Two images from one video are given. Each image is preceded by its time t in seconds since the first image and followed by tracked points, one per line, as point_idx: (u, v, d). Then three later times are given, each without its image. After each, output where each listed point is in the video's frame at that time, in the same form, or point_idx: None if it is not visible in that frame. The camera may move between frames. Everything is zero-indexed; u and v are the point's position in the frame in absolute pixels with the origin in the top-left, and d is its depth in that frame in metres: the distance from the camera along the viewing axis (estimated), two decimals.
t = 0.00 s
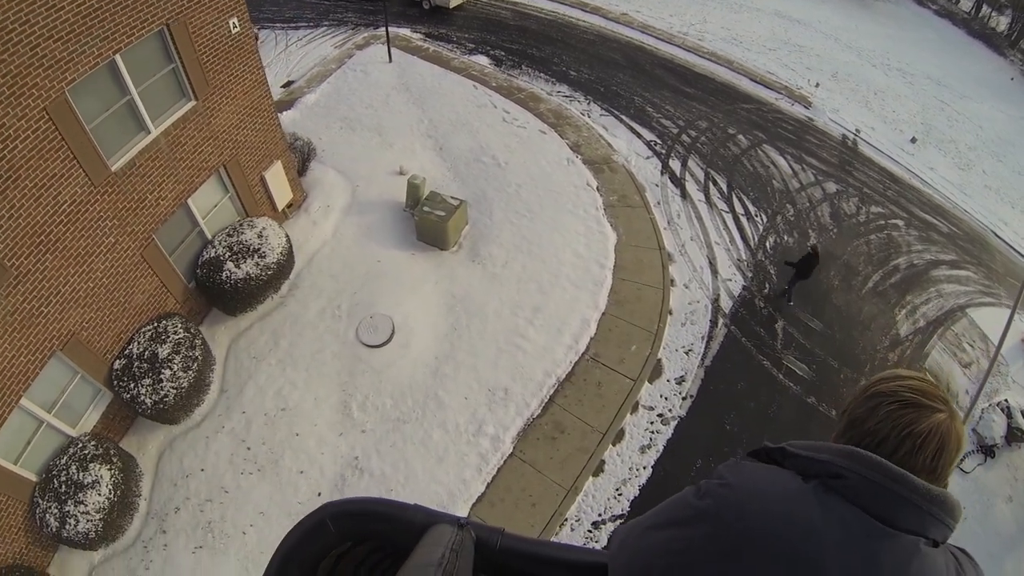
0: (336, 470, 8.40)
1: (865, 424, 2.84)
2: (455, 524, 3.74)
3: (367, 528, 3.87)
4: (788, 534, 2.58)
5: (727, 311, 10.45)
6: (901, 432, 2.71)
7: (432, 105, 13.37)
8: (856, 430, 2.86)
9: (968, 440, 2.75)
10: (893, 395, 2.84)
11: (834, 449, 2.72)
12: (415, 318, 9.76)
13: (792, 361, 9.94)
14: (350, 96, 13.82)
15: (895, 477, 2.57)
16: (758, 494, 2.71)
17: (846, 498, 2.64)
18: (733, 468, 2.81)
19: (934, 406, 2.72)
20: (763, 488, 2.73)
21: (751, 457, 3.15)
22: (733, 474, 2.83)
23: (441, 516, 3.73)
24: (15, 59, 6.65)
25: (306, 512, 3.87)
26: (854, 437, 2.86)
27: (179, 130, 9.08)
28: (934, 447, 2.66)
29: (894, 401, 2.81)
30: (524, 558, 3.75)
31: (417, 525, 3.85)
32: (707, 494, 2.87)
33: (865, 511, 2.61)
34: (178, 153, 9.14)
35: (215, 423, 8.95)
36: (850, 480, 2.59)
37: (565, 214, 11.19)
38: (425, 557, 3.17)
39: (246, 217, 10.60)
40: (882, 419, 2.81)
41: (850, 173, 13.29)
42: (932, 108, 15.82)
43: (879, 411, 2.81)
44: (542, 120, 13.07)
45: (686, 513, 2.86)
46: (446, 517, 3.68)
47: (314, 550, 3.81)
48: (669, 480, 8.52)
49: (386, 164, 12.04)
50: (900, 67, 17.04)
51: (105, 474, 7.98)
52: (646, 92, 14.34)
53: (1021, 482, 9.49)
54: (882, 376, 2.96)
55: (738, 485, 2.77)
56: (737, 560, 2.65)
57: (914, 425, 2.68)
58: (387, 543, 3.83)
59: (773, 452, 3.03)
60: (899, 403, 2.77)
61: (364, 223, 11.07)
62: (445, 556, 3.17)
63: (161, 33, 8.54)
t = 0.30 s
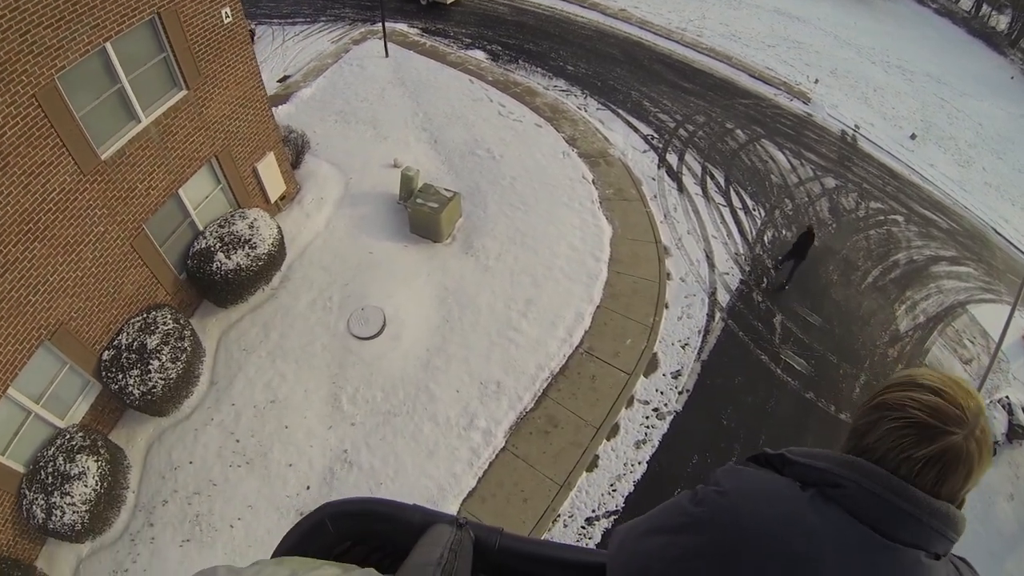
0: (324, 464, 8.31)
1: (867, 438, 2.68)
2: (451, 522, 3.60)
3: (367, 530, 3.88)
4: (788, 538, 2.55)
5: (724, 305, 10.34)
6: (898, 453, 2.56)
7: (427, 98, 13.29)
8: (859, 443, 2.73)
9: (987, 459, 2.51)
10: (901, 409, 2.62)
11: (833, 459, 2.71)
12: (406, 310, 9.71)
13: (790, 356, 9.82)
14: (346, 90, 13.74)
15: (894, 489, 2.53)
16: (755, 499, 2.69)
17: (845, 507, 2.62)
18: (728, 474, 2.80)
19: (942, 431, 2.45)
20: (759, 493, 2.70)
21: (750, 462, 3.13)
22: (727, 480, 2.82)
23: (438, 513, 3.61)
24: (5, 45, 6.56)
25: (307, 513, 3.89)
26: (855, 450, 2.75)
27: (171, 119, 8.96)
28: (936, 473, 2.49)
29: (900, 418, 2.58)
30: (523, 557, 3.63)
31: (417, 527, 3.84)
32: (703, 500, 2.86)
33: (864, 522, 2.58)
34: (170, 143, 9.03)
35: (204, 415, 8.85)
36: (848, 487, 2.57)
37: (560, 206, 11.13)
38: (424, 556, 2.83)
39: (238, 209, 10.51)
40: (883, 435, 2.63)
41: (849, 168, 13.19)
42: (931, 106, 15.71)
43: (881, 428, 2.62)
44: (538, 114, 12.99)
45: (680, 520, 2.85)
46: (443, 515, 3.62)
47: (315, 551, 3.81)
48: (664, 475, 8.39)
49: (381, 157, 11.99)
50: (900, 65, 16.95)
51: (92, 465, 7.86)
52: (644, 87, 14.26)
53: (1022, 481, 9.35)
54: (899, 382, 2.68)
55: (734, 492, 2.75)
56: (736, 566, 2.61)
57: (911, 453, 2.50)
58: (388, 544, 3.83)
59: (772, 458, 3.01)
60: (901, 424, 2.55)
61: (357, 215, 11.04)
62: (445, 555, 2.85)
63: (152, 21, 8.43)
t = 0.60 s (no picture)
0: (314, 457, 8.20)
1: (873, 450, 2.80)
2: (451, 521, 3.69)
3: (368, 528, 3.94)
4: (787, 543, 2.80)
5: (721, 300, 10.23)
6: (905, 468, 2.67)
7: (423, 93, 13.21)
8: (865, 454, 2.84)
9: (996, 476, 2.59)
10: (910, 421, 2.70)
11: (836, 472, 2.87)
12: (398, 303, 9.62)
13: (789, 351, 9.70)
14: (342, 85, 13.67)
15: (894, 506, 2.69)
16: (751, 507, 2.96)
17: (840, 519, 2.82)
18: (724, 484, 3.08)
19: (951, 447, 2.55)
20: (755, 501, 2.98)
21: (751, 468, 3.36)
22: (724, 490, 3.09)
23: (437, 514, 3.65)
24: None
25: (307, 513, 3.96)
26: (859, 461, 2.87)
27: (163, 109, 8.86)
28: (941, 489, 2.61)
29: (909, 431, 2.67)
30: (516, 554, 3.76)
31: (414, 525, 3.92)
32: (699, 507, 3.16)
33: (857, 534, 2.79)
34: (161, 133, 8.92)
35: (194, 408, 8.74)
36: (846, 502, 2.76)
37: (555, 200, 11.06)
38: (424, 557, 2.99)
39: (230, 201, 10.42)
40: (890, 447, 2.74)
41: (849, 165, 13.10)
42: (931, 104, 15.60)
43: (889, 442, 2.72)
44: (534, 108, 12.91)
45: (678, 526, 3.17)
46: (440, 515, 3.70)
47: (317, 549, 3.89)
48: (659, 472, 8.26)
49: (376, 150, 11.93)
50: (900, 63, 16.85)
51: (79, 457, 7.75)
52: (641, 82, 14.18)
53: None
54: (911, 393, 2.74)
55: (730, 502, 3.03)
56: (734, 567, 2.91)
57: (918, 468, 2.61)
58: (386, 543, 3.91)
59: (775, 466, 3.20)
60: (910, 438, 2.64)
61: (350, 208, 10.96)
62: (443, 555, 3.00)
63: (144, 10, 8.33)
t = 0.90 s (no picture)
0: (302, 451, 8.12)
1: (870, 444, 2.87)
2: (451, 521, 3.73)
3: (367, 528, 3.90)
4: (784, 543, 2.81)
5: (718, 296, 10.14)
6: (901, 460, 2.74)
7: (419, 88, 13.15)
8: (861, 449, 2.91)
9: (989, 469, 2.68)
10: (907, 415, 2.79)
11: (831, 469, 2.93)
12: (390, 296, 9.55)
13: (786, 348, 9.60)
14: (338, 79, 13.62)
15: (891, 500, 2.75)
16: (747, 505, 2.96)
17: (837, 516, 2.86)
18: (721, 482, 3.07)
19: (948, 438, 2.63)
20: (750, 498, 2.98)
21: (746, 467, 3.38)
22: (720, 487, 3.08)
23: (438, 514, 3.71)
24: None
25: (305, 515, 3.89)
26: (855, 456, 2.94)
27: (155, 99, 8.79)
28: (937, 482, 2.68)
29: (905, 423, 2.76)
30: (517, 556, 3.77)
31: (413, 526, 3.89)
32: (695, 505, 3.15)
33: (854, 530, 2.83)
34: (152, 124, 8.84)
35: (182, 400, 8.65)
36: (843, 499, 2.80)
37: (551, 194, 10.99)
38: (423, 558, 3.20)
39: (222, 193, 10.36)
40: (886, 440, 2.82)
41: (848, 162, 13.01)
42: (931, 103, 15.50)
43: (885, 435, 2.80)
44: (530, 103, 12.85)
45: (673, 524, 3.15)
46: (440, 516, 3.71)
47: (315, 551, 3.85)
48: (653, 468, 8.16)
49: (370, 144, 11.87)
50: (901, 62, 16.77)
51: (65, 448, 7.66)
52: (639, 78, 14.11)
53: None
54: (906, 388, 2.85)
55: (726, 500, 3.03)
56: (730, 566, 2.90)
57: (914, 459, 2.69)
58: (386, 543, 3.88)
59: (770, 465, 3.22)
60: (906, 429, 2.73)
61: (344, 201, 10.90)
62: (442, 556, 3.20)
63: None
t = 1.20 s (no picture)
0: (292, 445, 8.02)
1: (866, 438, 2.78)
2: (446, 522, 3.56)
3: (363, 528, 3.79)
4: (779, 539, 2.72)
5: (717, 294, 10.03)
6: (897, 453, 2.66)
7: (418, 85, 13.10)
8: (856, 444, 2.82)
9: (983, 463, 2.64)
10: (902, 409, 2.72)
11: (826, 465, 2.83)
12: (384, 290, 9.47)
13: (786, 349, 9.47)
14: (338, 76, 13.58)
15: (885, 496, 2.67)
16: (741, 503, 2.86)
17: (832, 513, 2.76)
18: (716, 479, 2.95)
19: (944, 431, 2.57)
20: (745, 496, 2.87)
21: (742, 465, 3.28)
22: (715, 484, 2.97)
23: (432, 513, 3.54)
24: None
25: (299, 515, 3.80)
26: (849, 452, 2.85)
27: (152, 91, 8.73)
28: (932, 476, 2.61)
29: (901, 417, 2.69)
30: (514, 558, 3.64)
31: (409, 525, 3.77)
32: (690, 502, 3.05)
33: (849, 527, 2.73)
34: (149, 115, 8.77)
35: (173, 392, 8.55)
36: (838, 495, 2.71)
37: (550, 191, 10.91)
38: (415, 558, 2.97)
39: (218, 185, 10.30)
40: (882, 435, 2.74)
41: (850, 163, 12.92)
42: (935, 106, 15.39)
43: (881, 428, 2.72)
44: (530, 101, 12.80)
45: (668, 522, 3.05)
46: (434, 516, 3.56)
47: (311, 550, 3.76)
48: (649, 468, 8.03)
49: (368, 140, 11.81)
50: (904, 66, 16.67)
51: (54, 436, 7.55)
52: (640, 78, 14.04)
53: None
54: (901, 383, 2.80)
55: (721, 497, 2.92)
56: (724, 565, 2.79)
57: (911, 452, 2.61)
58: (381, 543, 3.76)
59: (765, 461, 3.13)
60: (903, 422, 2.66)
61: (340, 196, 10.84)
62: (435, 557, 2.98)
63: None
